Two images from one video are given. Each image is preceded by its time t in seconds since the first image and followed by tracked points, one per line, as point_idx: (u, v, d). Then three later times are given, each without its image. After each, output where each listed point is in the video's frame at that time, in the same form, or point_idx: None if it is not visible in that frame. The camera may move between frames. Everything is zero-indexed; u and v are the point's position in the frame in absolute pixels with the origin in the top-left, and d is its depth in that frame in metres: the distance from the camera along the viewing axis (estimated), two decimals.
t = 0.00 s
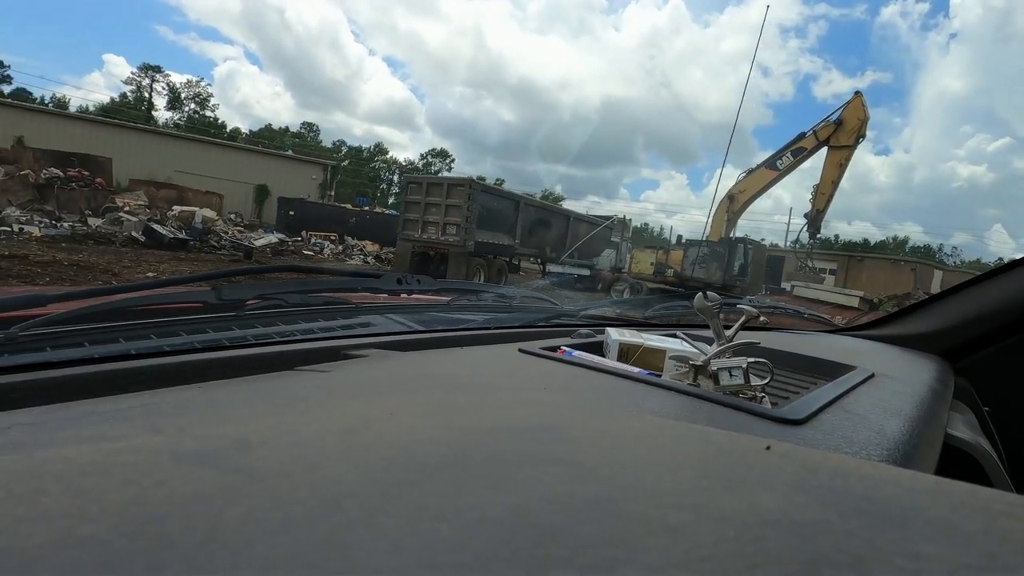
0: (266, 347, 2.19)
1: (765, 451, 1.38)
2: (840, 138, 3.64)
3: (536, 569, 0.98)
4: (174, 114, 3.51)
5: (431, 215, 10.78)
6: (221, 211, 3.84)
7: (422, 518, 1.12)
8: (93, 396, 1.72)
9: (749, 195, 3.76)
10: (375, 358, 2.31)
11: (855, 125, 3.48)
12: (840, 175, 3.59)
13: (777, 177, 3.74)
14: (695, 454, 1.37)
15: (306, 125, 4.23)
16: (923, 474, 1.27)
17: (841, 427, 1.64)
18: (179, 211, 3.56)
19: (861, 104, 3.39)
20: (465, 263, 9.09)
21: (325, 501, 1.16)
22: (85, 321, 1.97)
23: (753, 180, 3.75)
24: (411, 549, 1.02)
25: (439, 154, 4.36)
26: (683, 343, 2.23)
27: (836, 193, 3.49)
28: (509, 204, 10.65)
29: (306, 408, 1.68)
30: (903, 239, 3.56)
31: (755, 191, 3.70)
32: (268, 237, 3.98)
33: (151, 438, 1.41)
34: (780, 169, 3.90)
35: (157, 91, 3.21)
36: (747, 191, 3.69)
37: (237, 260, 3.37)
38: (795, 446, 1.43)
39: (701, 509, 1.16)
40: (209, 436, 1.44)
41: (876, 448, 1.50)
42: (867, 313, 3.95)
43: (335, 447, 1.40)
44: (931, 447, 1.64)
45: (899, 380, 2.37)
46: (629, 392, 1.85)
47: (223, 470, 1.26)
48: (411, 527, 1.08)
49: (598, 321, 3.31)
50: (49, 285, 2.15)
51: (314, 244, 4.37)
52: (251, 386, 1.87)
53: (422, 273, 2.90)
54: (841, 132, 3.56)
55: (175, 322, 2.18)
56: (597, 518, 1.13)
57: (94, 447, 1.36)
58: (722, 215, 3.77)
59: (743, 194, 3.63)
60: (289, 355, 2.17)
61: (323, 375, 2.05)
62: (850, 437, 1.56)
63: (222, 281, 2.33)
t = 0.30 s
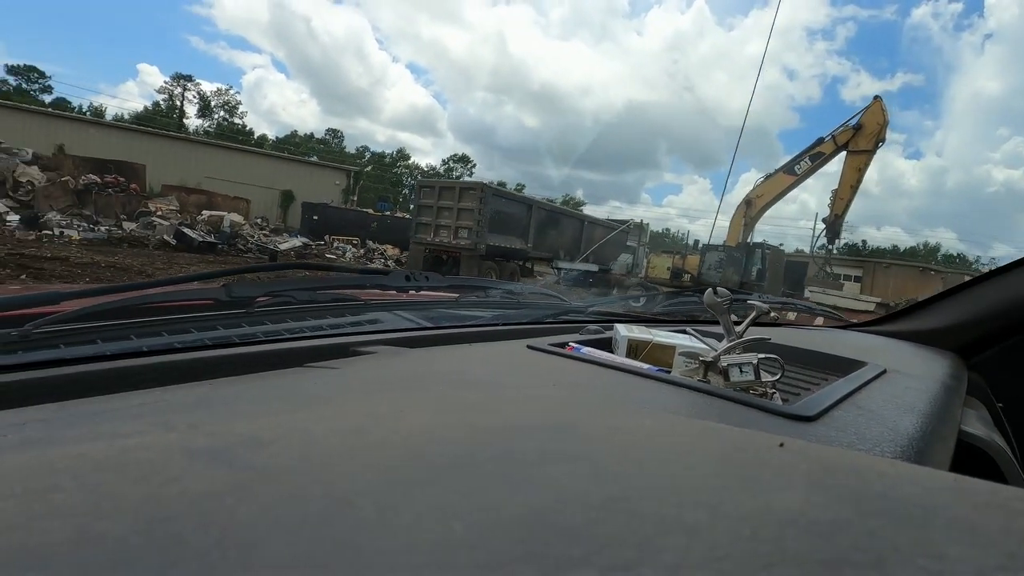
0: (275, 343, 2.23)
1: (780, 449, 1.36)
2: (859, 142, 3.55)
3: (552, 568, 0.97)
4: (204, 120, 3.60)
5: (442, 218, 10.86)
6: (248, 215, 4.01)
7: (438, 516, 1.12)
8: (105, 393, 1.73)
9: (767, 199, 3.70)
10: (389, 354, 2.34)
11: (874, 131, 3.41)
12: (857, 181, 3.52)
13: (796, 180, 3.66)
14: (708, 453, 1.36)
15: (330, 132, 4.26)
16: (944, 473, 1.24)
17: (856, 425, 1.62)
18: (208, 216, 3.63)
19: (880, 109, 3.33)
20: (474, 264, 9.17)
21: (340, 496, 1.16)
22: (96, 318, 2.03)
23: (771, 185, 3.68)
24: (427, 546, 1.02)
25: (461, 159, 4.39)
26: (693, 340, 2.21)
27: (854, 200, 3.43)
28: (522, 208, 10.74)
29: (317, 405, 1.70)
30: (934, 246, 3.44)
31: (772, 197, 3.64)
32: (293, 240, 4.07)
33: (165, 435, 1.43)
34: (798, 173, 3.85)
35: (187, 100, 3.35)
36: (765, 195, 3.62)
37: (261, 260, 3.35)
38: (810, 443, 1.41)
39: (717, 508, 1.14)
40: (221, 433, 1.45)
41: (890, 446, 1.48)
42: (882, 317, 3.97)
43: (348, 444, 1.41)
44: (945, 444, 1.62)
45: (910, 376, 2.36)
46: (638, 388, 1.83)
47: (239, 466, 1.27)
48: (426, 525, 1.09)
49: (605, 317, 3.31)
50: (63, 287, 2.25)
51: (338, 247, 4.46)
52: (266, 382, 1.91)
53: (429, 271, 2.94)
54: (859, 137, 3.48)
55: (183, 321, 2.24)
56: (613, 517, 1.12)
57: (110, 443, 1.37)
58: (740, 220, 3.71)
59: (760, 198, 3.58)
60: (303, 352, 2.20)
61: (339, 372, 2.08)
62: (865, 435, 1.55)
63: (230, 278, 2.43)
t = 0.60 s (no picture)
0: (280, 343, 2.28)
1: (782, 450, 1.36)
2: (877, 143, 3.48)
3: (555, 568, 0.97)
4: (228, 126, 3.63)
5: (451, 219, 10.89)
6: (270, 218, 3.86)
7: (441, 515, 1.13)
8: (110, 393, 1.76)
9: (784, 201, 3.64)
10: (393, 354, 2.39)
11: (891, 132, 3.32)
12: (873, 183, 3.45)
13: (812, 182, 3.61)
14: (710, 453, 1.35)
15: (355, 135, 4.33)
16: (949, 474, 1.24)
17: (860, 427, 1.61)
18: (233, 219, 3.63)
19: (897, 110, 3.28)
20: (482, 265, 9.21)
21: (343, 496, 1.18)
22: (103, 318, 2.07)
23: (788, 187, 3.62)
24: (430, 545, 1.03)
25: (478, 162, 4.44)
26: (696, 342, 2.21)
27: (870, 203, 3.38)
28: (531, 210, 10.83)
29: (323, 405, 1.73)
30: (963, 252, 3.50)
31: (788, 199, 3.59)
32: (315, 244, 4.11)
33: (169, 434, 1.46)
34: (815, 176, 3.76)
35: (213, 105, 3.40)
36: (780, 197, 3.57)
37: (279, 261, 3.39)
38: (812, 445, 1.41)
39: (719, 508, 1.14)
40: (226, 434, 1.48)
41: (893, 447, 1.48)
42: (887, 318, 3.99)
43: (352, 444, 1.43)
44: (949, 446, 1.62)
45: (913, 378, 2.35)
46: (642, 389, 1.83)
47: (243, 466, 1.29)
48: (429, 524, 1.10)
49: (608, 318, 3.32)
50: (72, 287, 2.32)
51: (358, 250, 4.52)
52: (276, 382, 1.95)
53: (433, 270, 2.92)
54: (876, 138, 3.47)
55: (187, 321, 2.28)
56: (615, 517, 1.12)
57: (117, 442, 1.40)
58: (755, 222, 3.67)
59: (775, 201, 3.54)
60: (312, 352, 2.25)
61: (347, 371, 2.13)
62: (868, 436, 1.54)
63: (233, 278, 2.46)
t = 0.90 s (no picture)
0: (281, 343, 2.31)
1: (782, 451, 1.35)
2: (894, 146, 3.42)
3: (556, 569, 0.97)
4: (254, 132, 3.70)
5: (460, 220, 10.82)
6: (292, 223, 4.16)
7: (442, 516, 1.14)
8: (115, 393, 1.79)
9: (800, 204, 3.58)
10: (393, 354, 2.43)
11: (909, 133, 3.26)
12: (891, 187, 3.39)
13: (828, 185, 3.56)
14: (709, 454, 1.35)
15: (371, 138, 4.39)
16: (950, 476, 1.23)
17: (862, 429, 1.60)
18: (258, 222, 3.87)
19: (915, 111, 3.19)
20: (489, 266, 9.15)
21: (343, 497, 1.20)
22: (105, 319, 2.08)
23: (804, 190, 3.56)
24: (431, 546, 1.04)
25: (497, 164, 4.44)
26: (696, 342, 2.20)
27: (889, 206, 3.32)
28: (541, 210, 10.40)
29: (324, 405, 1.76)
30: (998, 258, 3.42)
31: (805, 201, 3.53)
32: (336, 245, 4.20)
33: (169, 435, 1.49)
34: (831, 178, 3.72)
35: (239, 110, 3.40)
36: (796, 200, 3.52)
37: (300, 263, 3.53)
38: (812, 446, 1.40)
39: (719, 509, 1.13)
40: (228, 434, 1.50)
41: (894, 447, 1.47)
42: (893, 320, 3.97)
43: (352, 444, 1.45)
44: (949, 447, 1.61)
45: (913, 378, 2.34)
46: (642, 390, 1.83)
47: (245, 467, 1.31)
48: (429, 524, 1.11)
49: (608, 318, 3.35)
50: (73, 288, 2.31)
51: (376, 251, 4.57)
52: (283, 382, 2.00)
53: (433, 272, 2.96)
54: (894, 140, 3.39)
55: (189, 322, 2.29)
56: (615, 517, 1.12)
57: (118, 442, 1.44)
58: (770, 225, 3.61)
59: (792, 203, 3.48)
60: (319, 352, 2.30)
61: (351, 370, 2.17)
62: (869, 437, 1.53)
63: (233, 280, 2.48)
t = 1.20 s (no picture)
0: (281, 343, 2.35)
1: (783, 450, 1.34)
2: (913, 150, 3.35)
3: (559, 569, 0.97)
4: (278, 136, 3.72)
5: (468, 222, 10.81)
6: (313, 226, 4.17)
7: (444, 514, 1.15)
8: (111, 392, 1.83)
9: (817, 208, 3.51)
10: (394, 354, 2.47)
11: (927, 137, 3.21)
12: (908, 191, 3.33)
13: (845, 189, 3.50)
14: (709, 453, 1.34)
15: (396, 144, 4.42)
16: (950, 475, 1.22)
17: (862, 428, 1.60)
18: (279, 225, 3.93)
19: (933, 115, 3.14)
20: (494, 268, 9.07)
21: (343, 496, 1.21)
22: (105, 318, 2.08)
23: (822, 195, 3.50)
24: (432, 545, 1.05)
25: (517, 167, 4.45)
26: (696, 342, 2.21)
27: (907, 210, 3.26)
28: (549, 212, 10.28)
29: (325, 403, 1.79)
30: None
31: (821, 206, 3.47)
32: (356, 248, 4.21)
33: (171, 435, 1.52)
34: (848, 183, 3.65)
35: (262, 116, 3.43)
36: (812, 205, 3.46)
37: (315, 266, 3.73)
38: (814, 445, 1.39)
39: (721, 508, 1.12)
40: (228, 434, 1.53)
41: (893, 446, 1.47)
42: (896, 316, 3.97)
43: (351, 443, 1.47)
44: (949, 445, 1.61)
45: (914, 378, 2.34)
46: (644, 389, 1.82)
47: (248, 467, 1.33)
48: (431, 523, 1.12)
49: (607, 319, 3.44)
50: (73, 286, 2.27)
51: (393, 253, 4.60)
52: (288, 380, 2.04)
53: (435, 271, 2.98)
54: (912, 145, 3.34)
55: (188, 320, 2.30)
56: (617, 516, 1.12)
57: (118, 442, 1.47)
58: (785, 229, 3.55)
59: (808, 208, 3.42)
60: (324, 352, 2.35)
61: (355, 368, 2.21)
62: (868, 437, 1.53)
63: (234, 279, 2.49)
